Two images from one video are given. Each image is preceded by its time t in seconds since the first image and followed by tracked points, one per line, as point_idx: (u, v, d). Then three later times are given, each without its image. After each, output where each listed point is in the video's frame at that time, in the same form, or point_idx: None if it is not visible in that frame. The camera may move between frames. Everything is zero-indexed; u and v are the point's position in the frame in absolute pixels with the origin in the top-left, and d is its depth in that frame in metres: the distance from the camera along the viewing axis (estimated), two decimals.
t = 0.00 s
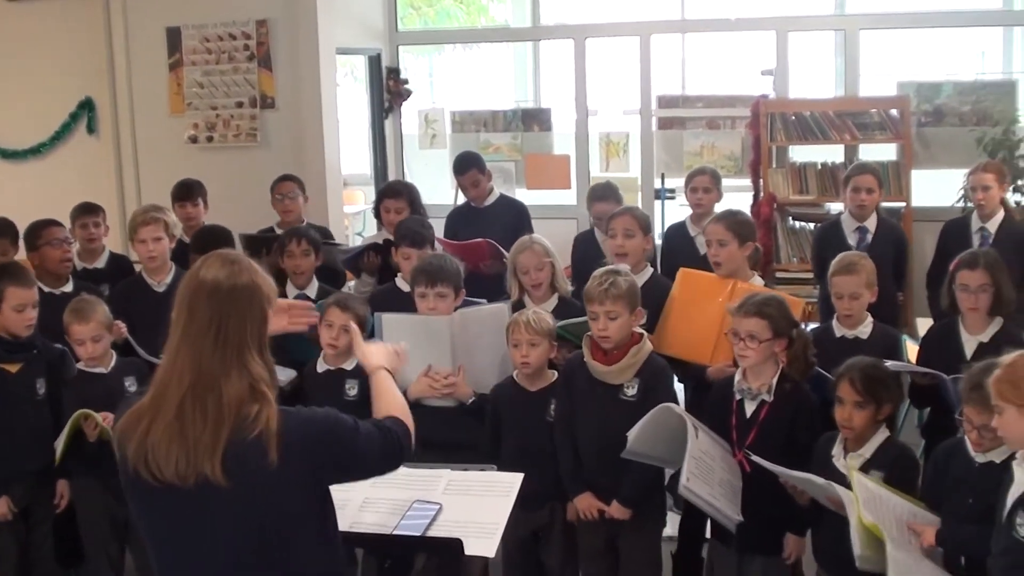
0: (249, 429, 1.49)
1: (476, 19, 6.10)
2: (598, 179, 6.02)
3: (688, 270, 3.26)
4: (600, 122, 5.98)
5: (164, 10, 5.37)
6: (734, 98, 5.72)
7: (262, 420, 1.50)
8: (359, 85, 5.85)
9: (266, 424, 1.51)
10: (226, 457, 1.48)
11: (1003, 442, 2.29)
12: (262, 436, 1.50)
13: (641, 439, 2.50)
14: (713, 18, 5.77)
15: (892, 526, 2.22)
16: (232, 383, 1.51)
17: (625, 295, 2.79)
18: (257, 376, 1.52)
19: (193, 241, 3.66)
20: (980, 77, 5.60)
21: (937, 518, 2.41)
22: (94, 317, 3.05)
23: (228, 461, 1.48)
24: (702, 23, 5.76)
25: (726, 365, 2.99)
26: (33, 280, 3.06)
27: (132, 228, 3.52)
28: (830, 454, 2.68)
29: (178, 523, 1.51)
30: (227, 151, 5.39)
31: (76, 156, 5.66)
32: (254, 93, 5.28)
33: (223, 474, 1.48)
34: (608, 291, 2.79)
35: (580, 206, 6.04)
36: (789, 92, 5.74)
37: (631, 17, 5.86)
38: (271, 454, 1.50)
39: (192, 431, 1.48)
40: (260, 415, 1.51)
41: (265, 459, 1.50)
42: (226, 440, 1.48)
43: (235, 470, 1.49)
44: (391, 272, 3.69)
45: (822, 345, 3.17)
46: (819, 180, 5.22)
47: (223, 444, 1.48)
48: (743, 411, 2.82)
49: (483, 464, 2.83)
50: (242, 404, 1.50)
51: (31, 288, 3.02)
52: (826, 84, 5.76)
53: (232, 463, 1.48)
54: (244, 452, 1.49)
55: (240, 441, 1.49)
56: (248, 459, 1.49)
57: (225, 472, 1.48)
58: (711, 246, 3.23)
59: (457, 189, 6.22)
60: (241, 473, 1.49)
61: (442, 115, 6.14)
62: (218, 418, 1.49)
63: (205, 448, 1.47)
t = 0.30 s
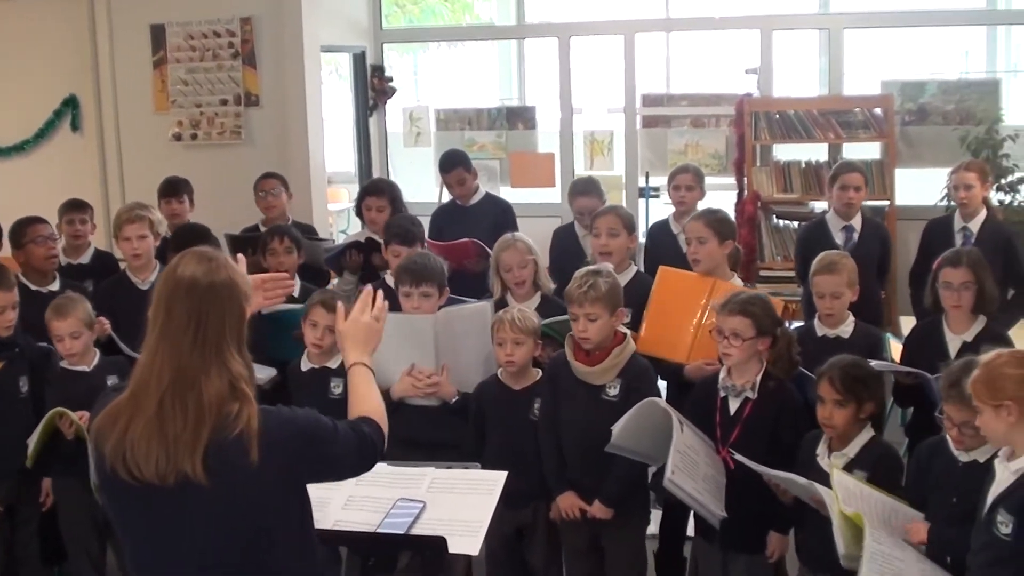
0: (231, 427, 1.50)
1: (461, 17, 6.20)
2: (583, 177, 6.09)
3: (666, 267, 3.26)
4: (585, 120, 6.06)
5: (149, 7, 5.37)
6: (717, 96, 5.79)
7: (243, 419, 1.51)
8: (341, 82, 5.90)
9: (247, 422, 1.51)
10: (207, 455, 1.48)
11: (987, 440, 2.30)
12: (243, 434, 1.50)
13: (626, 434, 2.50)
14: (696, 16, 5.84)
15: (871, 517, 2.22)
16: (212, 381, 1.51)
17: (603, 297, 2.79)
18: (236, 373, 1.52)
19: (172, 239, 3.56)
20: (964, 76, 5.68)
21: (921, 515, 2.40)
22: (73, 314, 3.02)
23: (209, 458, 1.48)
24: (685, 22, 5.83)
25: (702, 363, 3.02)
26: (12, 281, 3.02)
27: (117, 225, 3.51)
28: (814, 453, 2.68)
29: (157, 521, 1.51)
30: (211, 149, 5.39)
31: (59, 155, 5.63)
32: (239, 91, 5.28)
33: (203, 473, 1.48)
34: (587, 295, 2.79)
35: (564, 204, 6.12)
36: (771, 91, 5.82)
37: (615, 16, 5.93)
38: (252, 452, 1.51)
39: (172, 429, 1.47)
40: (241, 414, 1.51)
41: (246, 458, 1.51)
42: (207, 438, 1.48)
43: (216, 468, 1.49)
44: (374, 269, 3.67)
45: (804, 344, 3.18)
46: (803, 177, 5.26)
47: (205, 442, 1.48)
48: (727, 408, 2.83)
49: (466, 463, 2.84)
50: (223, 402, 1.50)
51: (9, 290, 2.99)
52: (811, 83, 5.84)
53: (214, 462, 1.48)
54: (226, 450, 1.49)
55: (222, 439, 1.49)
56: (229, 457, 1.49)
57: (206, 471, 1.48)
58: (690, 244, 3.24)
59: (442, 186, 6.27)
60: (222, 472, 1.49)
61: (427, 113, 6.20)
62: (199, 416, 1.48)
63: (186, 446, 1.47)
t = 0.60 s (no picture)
0: (225, 428, 1.49)
1: (447, 17, 6.21)
2: (569, 176, 6.11)
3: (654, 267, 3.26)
4: (571, 120, 6.08)
5: (134, 7, 5.39)
6: (704, 96, 5.82)
7: (238, 419, 1.49)
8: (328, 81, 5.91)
9: (241, 422, 1.50)
10: (200, 458, 1.47)
11: (974, 439, 2.30)
12: (239, 435, 1.49)
13: (612, 433, 2.51)
14: (682, 16, 5.87)
15: (858, 515, 2.21)
16: (199, 382, 1.49)
17: (589, 294, 2.79)
18: (224, 373, 1.51)
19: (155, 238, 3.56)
20: (950, 76, 5.70)
21: (909, 514, 2.40)
22: (57, 315, 3.01)
23: (203, 462, 1.48)
24: (670, 22, 5.86)
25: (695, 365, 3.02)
26: None
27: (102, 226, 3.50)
28: (800, 451, 2.68)
29: (154, 524, 1.51)
30: (197, 150, 5.41)
31: (44, 155, 5.63)
32: (224, 91, 5.30)
33: (199, 476, 1.47)
34: (574, 289, 2.80)
35: (551, 204, 6.13)
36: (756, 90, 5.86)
37: (600, 15, 5.96)
38: (249, 452, 1.50)
39: (162, 434, 1.46)
40: (234, 416, 1.50)
41: (242, 457, 1.50)
42: (200, 441, 1.47)
43: (210, 471, 1.48)
44: (361, 270, 3.69)
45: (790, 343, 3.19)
46: (789, 177, 5.28)
47: (196, 446, 1.47)
48: (713, 407, 2.83)
49: (452, 463, 2.84)
50: (212, 404, 1.49)
51: None
52: (797, 82, 5.86)
53: (207, 465, 1.48)
54: (219, 453, 1.48)
55: (215, 441, 1.48)
56: (224, 460, 1.48)
57: (200, 474, 1.48)
58: (684, 243, 3.24)
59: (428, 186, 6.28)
60: (217, 474, 1.48)
61: (412, 113, 6.21)
62: (188, 421, 1.47)
63: (177, 451, 1.46)
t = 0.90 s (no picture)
0: (230, 424, 1.49)
1: (433, 16, 6.21)
2: (555, 177, 6.12)
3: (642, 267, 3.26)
4: (557, 120, 6.08)
5: (119, 6, 5.41)
6: (690, 96, 5.84)
7: (241, 416, 1.49)
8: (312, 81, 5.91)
9: (245, 419, 1.50)
10: (205, 455, 1.47)
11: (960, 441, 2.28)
12: (244, 431, 1.50)
13: (596, 434, 2.52)
14: (668, 16, 5.89)
15: (840, 523, 2.22)
16: (197, 378, 1.49)
17: (577, 288, 2.81)
18: (222, 368, 1.50)
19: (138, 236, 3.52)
20: (935, 76, 5.72)
21: (892, 514, 2.41)
22: (39, 314, 3.01)
23: (208, 458, 1.48)
24: (656, 22, 5.88)
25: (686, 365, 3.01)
26: None
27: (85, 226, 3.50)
28: (781, 452, 2.68)
29: (160, 520, 1.51)
30: (182, 149, 5.44)
31: (29, 154, 5.61)
32: (209, 91, 5.32)
33: (203, 473, 1.48)
34: (563, 281, 2.82)
35: (536, 204, 6.14)
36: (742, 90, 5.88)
37: (586, 16, 5.97)
38: (254, 448, 1.50)
39: (164, 432, 1.46)
40: (238, 412, 1.50)
41: (247, 453, 1.50)
42: (203, 438, 1.47)
43: (215, 468, 1.48)
44: (350, 271, 3.66)
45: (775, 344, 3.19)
46: (775, 178, 5.30)
47: (200, 443, 1.47)
48: (697, 408, 2.83)
49: (437, 463, 2.83)
50: (213, 402, 1.49)
51: None
52: (782, 82, 5.88)
53: (212, 462, 1.48)
54: (224, 449, 1.49)
55: (219, 438, 1.49)
56: (228, 456, 1.49)
57: (205, 471, 1.48)
58: (676, 246, 3.21)
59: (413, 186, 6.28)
60: (223, 471, 1.49)
61: (398, 113, 6.24)
62: (189, 418, 1.47)
63: (181, 448, 1.46)
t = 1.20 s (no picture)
0: (229, 422, 1.48)
1: (419, 15, 6.23)
2: (542, 176, 6.13)
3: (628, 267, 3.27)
4: (543, 120, 6.10)
5: (104, 6, 5.40)
6: (676, 95, 5.86)
7: (240, 413, 1.49)
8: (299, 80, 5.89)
9: (243, 416, 1.49)
10: (203, 452, 1.47)
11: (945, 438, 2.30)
12: (242, 428, 1.49)
13: (581, 433, 2.52)
14: (654, 16, 5.92)
15: (827, 524, 2.23)
16: (194, 374, 1.48)
17: (568, 289, 2.81)
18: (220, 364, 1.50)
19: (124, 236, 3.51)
20: (920, 76, 5.75)
21: (878, 510, 2.42)
22: (23, 315, 3.00)
23: (205, 455, 1.47)
24: (642, 21, 5.91)
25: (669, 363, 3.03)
26: None
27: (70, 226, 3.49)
28: (764, 449, 2.69)
29: (158, 517, 1.50)
30: (167, 149, 5.43)
31: (14, 153, 5.59)
32: (195, 90, 5.32)
33: (201, 469, 1.47)
34: (553, 281, 2.82)
35: (522, 203, 6.15)
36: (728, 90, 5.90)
37: (572, 15, 6.00)
38: (252, 445, 1.49)
39: (161, 428, 1.45)
40: (236, 410, 1.49)
41: (246, 450, 1.49)
42: (201, 435, 1.46)
43: (213, 464, 1.47)
44: (337, 273, 3.69)
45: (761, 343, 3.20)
46: (761, 177, 5.32)
47: (196, 439, 1.46)
48: (683, 407, 2.83)
49: (423, 463, 2.83)
50: (210, 398, 1.48)
51: None
52: (769, 82, 5.90)
53: (210, 458, 1.47)
54: (222, 446, 1.48)
55: (218, 435, 1.48)
56: (226, 453, 1.48)
57: (203, 467, 1.47)
58: (661, 245, 3.22)
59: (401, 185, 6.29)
60: (221, 468, 1.48)
61: (384, 112, 6.23)
62: (185, 414, 1.46)
63: (178, 444, 1.45)
